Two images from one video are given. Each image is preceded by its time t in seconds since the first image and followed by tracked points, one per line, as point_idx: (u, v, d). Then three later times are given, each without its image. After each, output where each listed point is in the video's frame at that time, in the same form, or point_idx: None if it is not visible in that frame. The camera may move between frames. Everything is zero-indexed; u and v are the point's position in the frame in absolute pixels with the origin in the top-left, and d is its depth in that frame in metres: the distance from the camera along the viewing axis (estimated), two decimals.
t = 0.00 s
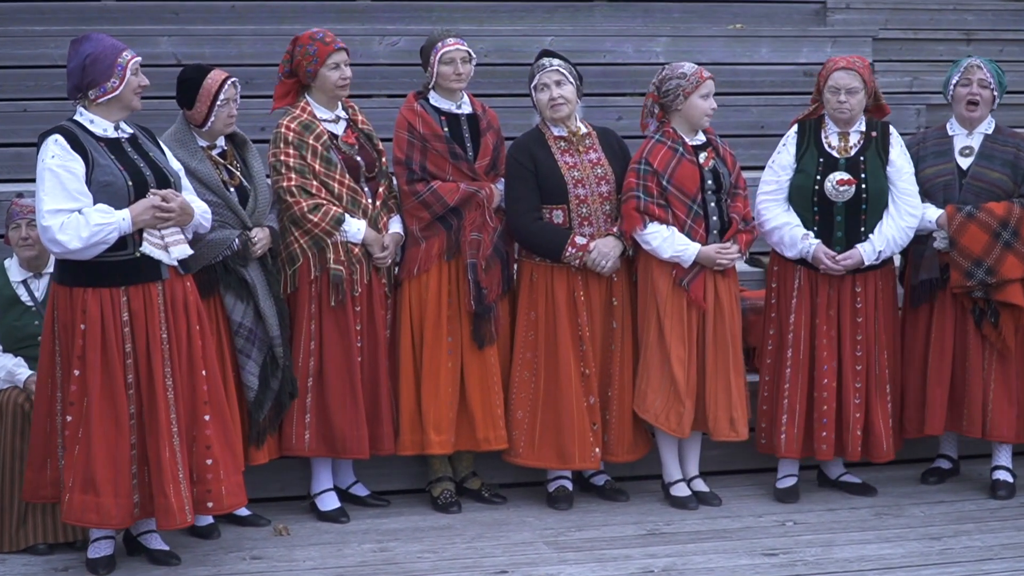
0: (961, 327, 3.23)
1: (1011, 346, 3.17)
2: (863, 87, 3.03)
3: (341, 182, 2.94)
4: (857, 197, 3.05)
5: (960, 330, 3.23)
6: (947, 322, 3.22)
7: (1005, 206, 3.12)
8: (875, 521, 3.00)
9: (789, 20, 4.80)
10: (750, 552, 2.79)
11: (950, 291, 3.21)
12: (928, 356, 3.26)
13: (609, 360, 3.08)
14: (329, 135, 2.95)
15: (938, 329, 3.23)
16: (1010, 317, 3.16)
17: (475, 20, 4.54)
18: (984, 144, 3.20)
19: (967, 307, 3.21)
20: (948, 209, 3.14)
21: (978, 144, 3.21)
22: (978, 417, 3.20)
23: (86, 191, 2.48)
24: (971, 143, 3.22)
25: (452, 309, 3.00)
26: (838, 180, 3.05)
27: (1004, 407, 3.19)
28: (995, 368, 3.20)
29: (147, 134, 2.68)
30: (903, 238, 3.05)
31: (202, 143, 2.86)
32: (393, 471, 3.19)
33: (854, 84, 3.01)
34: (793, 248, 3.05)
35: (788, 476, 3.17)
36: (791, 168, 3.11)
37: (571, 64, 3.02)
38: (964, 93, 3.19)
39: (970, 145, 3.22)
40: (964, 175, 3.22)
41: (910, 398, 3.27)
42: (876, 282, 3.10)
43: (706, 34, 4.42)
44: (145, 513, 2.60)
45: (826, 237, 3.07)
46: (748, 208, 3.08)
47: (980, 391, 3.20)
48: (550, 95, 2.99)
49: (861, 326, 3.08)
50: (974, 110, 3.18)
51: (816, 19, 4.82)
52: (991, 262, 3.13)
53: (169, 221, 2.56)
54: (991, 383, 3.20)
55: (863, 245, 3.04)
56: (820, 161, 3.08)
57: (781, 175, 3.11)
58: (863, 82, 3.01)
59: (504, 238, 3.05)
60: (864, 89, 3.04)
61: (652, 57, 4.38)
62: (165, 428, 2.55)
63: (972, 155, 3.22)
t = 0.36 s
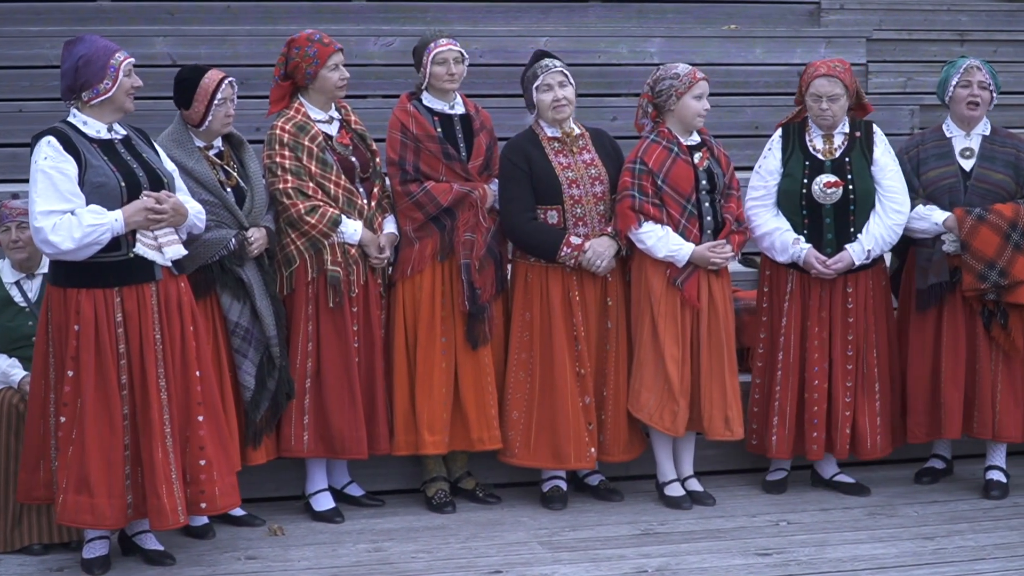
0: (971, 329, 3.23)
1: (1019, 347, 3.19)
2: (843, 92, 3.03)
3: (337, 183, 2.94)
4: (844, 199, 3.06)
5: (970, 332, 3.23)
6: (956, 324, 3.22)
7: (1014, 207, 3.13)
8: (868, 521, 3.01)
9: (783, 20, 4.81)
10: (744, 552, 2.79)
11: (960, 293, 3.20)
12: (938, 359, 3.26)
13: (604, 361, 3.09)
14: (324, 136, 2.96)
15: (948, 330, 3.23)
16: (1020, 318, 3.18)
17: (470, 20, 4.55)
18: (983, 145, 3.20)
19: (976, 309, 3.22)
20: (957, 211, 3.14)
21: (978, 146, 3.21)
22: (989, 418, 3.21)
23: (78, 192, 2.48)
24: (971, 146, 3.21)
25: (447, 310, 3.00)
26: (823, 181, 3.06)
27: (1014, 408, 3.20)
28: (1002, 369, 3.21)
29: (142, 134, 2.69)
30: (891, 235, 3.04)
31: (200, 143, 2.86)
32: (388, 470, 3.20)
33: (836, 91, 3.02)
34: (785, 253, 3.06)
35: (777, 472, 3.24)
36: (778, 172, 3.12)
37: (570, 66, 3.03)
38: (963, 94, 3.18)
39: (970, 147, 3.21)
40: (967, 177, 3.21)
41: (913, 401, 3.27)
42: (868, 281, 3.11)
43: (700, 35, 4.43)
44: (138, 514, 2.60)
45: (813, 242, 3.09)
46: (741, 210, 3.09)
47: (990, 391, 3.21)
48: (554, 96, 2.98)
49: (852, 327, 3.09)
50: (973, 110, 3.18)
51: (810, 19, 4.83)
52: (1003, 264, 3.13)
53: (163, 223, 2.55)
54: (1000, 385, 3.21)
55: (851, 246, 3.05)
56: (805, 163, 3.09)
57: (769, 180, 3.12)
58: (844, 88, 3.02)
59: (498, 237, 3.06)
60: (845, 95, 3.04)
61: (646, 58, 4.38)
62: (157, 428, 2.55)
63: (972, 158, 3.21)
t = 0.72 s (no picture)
0: (972, 329, 3.23)
1: (1016, 345, 3.21)
2: (820, 94, 3.05)
3: (331, 185, 2.95)
4: (823, 199, 3.08)
5: (970, 332, 3.24)
6: (957, 323, 3.22)
7: (1009, 206, 3.15)
8: (860, 521, 3.01)
9: (776, 21, 4.82)
10: (736, 552, 2.79)
11: (960, 292, 3.21)
12: (938, 359, 3.26)
13: (597, 361, 3.09)
14: (317, 137, 2.96)
15: (949, 329, 3.23)
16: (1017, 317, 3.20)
17: (464, 21, 4.55)
18: (975, 146, 3.22)
19: (975, 309, 3.22)
20: (955, 210, 3.14)
21: (970, 146, 3.23)
22: (993, 417, 3.20)
23: (70, 192, 2.48)
24: (962, 146, 3.23)
25: (440, 311, 3.01)
26: (803, 182, 3.08)
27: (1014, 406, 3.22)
28: (1001, 367, 3.22)
29: (135, 135, 2.70)
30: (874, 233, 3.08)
31: (195, 143, 2.87)
32: (381, 471, 3.20)
33: (813, 94, 3.04)
34: (766, 254, 3.08)
35: (769, 472, 3.25)
36: (758, 173, 3.13)
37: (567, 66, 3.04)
38: (953, 96, 3.19)
39: (961, 147, 3.23)
40: (961, 177, 3.21)
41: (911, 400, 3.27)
42: (850, 280, 3.12)
43: (693, 36, 4.44)
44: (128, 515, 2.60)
45: (796, 243, 3.10)
46: (731, 210, 3.09)
47: (993, 390, 3.21)
48: (555, 96, 3.00)
49: (837, 325, 3.10)
50: (963, 113, 3.19)
51: (803, 20, 4.84)
52: (1001, 262, 3.15)
53: (155, 222, 2.56)
54: (1000, 383, 3.22)
55: (834, 246, 3.06)
56: (784, 164, 3.11)
57: (748, 181, 3.14)
58: (821, 91, 3.04)
59: (490, 236, 3.06)
60: (823, 96, 3.07)
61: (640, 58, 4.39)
62: (147, 429, 2.56)
63: (964, 158, 3.22)
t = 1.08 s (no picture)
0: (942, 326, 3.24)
1: (991, 347, 3.20)
2: (803, 94, 3.07)
3: (322, 187, 2.95)
4: (815, 194, 3.10)
5: (942, 330, 3.24)
6: (925, 320, 3.24)
7: (983, 205, 3.13)
8: (851, 521, 3.01)
9: (768, 22, 4.82)
10: (728, 552, 2.80)
11: (928, 289, 3.22)
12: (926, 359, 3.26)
13: (588, 362, 3.09)
14: (309, 138, 2.97)
15: (920, 327, 3.24)
16: (987, 316, 3.19)
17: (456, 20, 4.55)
18: (962, 146, 3.21)
19: (947, 308, 3.23)
20: (927, 208, 3.15)
21: (958, 147, 3.22)
22: (962, 417, 3.21)
23: (55, 193, 2.49)
24: (949, 146, 3.23)
25: (430, 313, 3.01)
26: (795, 177, 3.08)
27: (987, 407, 3.22)
28: (976, 368, 3.22)
29: (130, 134, 2.69)
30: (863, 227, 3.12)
31: (188, 143, 2.86)
32: (372, 471, 3.20)
33: (796, 94, 3.05)
34: (763, 254, 3.06)
35: (761, 473, 3.25)
36: (748, 172, 3.11)
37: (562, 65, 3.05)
38: (941, 97, 3.21)
39: (949, 147, 3.23)
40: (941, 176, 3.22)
41: (901, 400, 3.28)
42: (841, 277, 3.14)
43: (685, 36, 4.45)
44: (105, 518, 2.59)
45: (790, 240, 3.09)
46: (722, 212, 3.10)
47: (963, 390, 3.22)
48: (555, 96, 2.99)
49: (828, 322, 3.12)
50: (949, 112, 3.19)
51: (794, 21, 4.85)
52: (969, 260, 3.14)
53: (140, 226, 2.55)
54: (973, 384, 3.22)
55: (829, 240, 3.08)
56: (774, 161, 3.10)
57: (739, 179, 3.12)
58: (804, 91, 3.06)
59: (481, 236, 3.07)
60: (805, 96, 3.08)
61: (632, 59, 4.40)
62: (125, 436, 2.55)
63: (949, 158, 3.22)
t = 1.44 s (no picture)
0: (907, 323, 3.28)
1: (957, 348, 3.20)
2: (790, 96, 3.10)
3: (311, 187, 2.95)
4: (806, 193, 3.11)
5: (908, 328, 3.28)
6: (892, 317, 3.29)
7: (950, 207, 3.14)
8: (840, 520, 3.02)
9: (757, 22, 4.83)
10: (716, 551, 2.80)
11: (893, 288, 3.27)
12: (909, 358, 3.28)
13: (579, 361, 3.09)
14: (299, 138, 2.97)
15: (886, 324, 3.30)
16: (953, 318, 3.18)
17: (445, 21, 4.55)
18: (948, 146, 3.21)
19: (914, 308, 3.26)
20: (896, 208, 3.19)
21: (945, 146, 3.23)
22: (921, 415, 3.24)
23: (32, 191, 2.50)
24: (936, 146, 3.24)
25: (417, 314, 3.01)
26: (786, 176, 3.09)
27: (949, 407, 3.22)
28: (943, 368, 3.23)
29: (125, 135, 2.68)
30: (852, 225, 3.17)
31: (176, 142, 2.86)
32: (362, 471, 3.20)
33: (783, 94, 3.08)
34: (759, 251, 3.05)
35: (751, 472, 3.25)
36: (738, 171, 3.10)
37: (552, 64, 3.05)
38: (932, 95, 3.23)
39: (936, 146, 3.24)
40: (921, 173, 3.24)
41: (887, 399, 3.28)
42: (830, 275, 3.18)
43: (674, 36, 4.45)
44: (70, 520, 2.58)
45: (783, 234, 3.10)
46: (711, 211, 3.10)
47: (925, 387, 3.24)
48: (551, 97, 3.01)
49: (820, 323, 3.16)
50: (937, 111, 3.21)
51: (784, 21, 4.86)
52: (930, 261, 3.16)
53: (115, 227, 2.55)
54: (937, 384, 3.23)
55: (820, 237, 3.11)
56: (762, 161, 3.10)
57: (729, 178, 3.11)
58: (791, 90, 3.08)
59: (468, 236, 3.07)
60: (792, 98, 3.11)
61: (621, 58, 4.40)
62: (89, 435, 2.53)
63: (932, 158, 3.24)
